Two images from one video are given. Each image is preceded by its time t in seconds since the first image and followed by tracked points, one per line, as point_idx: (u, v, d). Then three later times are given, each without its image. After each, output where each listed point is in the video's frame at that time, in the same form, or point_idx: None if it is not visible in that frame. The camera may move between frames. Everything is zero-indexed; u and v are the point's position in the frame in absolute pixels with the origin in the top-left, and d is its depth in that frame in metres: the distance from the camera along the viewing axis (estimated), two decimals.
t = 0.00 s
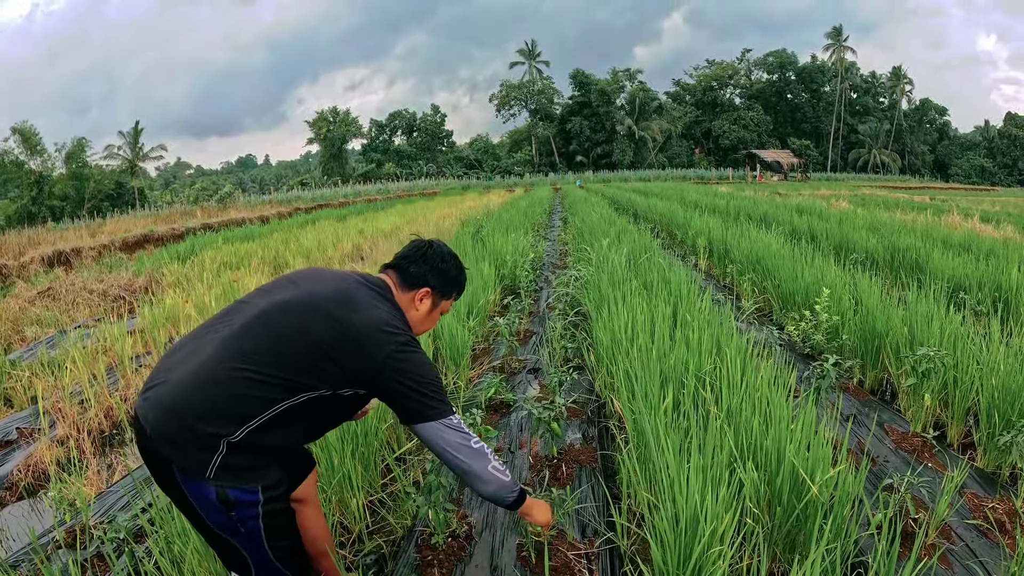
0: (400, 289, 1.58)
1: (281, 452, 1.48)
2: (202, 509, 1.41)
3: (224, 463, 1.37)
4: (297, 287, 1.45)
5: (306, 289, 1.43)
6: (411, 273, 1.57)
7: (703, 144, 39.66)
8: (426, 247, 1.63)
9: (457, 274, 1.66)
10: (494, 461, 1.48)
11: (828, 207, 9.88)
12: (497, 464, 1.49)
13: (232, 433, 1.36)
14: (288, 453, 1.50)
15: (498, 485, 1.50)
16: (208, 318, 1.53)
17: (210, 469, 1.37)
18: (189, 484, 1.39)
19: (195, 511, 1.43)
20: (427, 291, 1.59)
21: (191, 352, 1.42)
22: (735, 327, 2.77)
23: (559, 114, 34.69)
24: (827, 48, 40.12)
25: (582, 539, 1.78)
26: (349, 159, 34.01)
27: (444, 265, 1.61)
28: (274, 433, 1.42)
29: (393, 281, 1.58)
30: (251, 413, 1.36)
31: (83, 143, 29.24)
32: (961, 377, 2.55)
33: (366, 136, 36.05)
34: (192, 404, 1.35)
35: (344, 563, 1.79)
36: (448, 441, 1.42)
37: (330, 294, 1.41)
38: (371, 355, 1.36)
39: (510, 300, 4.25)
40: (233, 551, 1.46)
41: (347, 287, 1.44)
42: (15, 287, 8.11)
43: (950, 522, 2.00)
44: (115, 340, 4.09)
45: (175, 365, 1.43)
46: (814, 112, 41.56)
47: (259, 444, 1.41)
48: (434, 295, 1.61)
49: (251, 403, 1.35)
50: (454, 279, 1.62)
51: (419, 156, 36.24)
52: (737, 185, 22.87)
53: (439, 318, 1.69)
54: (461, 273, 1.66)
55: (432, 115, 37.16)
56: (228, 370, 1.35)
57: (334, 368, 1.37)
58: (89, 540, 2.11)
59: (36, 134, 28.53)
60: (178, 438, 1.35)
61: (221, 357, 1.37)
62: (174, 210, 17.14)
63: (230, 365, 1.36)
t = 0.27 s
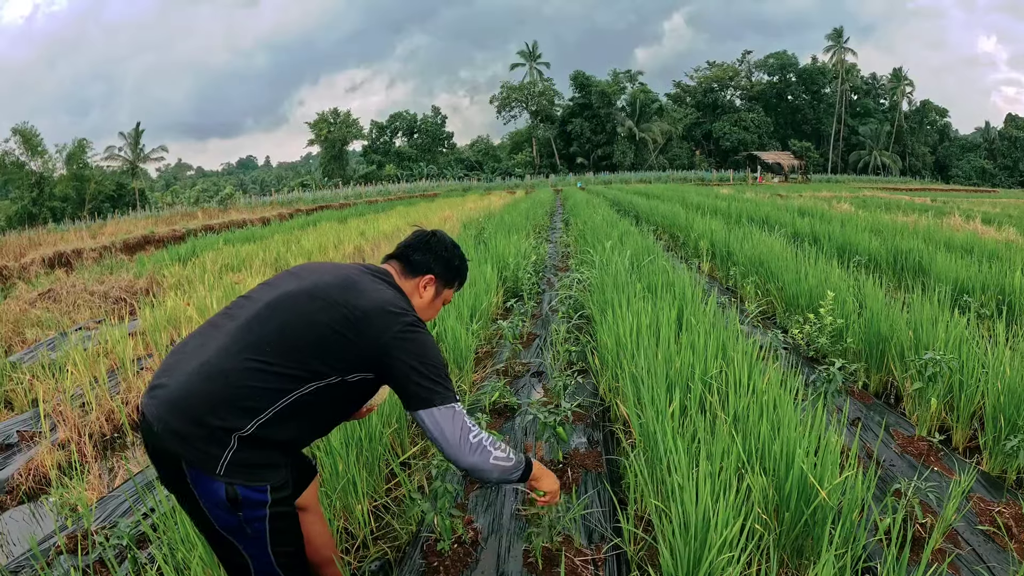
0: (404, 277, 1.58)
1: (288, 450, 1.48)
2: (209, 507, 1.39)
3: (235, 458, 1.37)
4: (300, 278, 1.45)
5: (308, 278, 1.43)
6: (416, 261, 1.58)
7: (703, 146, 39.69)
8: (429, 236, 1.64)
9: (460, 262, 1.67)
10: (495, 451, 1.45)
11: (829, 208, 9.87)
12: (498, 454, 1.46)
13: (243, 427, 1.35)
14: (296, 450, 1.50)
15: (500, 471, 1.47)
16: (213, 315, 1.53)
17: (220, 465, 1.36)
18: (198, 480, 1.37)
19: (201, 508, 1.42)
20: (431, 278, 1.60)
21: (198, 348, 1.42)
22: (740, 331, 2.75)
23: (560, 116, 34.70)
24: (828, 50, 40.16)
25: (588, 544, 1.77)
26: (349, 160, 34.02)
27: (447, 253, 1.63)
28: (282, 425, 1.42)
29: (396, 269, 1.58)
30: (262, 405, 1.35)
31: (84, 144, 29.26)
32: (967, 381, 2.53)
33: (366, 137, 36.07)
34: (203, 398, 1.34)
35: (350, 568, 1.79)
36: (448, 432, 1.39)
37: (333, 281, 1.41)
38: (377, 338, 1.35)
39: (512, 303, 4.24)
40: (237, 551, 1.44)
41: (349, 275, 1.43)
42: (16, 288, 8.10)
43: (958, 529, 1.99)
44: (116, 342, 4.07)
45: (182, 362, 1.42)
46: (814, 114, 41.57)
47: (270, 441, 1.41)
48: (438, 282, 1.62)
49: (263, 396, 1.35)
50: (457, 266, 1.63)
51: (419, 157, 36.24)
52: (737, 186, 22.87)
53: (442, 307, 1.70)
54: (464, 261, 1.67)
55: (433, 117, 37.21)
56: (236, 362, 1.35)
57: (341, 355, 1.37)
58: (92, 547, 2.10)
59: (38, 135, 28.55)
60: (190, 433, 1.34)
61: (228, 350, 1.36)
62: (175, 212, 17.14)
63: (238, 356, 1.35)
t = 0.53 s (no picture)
0: (405, 284, 1.58)
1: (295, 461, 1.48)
2: (217, 519, 1.38)
3: (244, 469, 1.36)
4: (303, 285, 1.45)
5: (313, 286, 1.43)
6: (416, 267, 1.59)
7: (704, 147, 39.71)
8: (429, 243, 1.64)
9: (459, 269, 1.68)
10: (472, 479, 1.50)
11: (831, 211, 9.86)
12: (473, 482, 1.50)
13: (253, 438, 1.35)
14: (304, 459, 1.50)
15: (472, 501, 1.49)
16: (214, 323, 1.51)
17: (231, 476, 1.35)
18: (206, 493, 1.36)
19: (209, 520, 1.41)
20: (431, 284, 1.60)
21: (202, 357, 1.40)
22: (744, 335, 2.74)
23: (560, 118, 34.74)
24: (828, 52, 40.20)
25: (594, 550, 1.76)
26: (350, 162, 34.06)
27: (447, 259, 1.63)
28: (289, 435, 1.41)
29: (396, 276, 1.58)
30: (271, 416, 1.35)
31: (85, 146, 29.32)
32: (972, 384, 2.52)
33: (367, 139, 36.11)
34: (211, 408, 1.33)
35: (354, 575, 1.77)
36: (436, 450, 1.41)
37: (337, 289, 1.41)
38: (385, 347, 1.36)
39: (515, 306, 4.24)
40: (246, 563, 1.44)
41: (353, 282, 1.44)
42: (17, 291, 8.10)
43: (964, 534, 1.98)
44: (117, 346, 4.07)
45: (186, 371, 1.40)
46: (815, 116, 41.59)
47: (280, 451, 1.41)
48: (438, 289, 1.62)
49: (273, 406, 1.35)
50: (457, 273, 1.63)
51: (419, 159, 36.26)
52: (738, 188, 22.88)
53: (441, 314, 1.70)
54: (464, 268, 1.68)
55: (433, 119, 37.26)
56: (243, 371, 1.34)
57: (348, 363, 1.37)
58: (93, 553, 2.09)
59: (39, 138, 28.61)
60: (198, 443, 1.33)
61: (235, 359, 1.35)
62: (176, 214, 17.16)
63: (244, 365, 1.34)
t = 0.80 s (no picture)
0: (409, 299, 1.60)
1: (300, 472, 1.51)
2: (229, 533, 1.40)
3: (256, 484, 1.38)
4: (311, 297, 1.45)
5: (320, 299, 1.43)
6: (420, 283, 1.60)
7: (705, 149, 39.73)
8: (432, 257, 1.65)
9: (460, 283, 1.70)
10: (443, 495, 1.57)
11: (833, 212, 9.85)
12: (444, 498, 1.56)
13: (264, 453, 1.37)
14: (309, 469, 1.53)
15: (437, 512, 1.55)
16: (217, 332, 1.50)
17: (242, 491, 1.37)
18: (218, 509, 1.37)
19: (218, 535, 1.42)
20: (434, 300, 1.62)
21: (209, 370, 1.40)
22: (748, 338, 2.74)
23: (561, 119, 34.76)
24: (828, 53, 40.23)
25: (599, 555, 1.75)
26: (351, 164, 34.09)
27: (450, 275, 1.65)
28: (296, 449, 1.44)
29: (401, 291, 1.59)
30: (280, 432, 1.37)
31: (86, 148, 29.37)
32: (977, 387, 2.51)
33: (368, 141, 36.17)
34: (221, 423, 1.33)
35: None
36: (423, 466, 1.51)
37: (346, 304, 1.42)
38: (393, 365, 1.39)
39: (517, 309, 4.23)
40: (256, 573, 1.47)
41: (361, 297, 1.45)
42: (19, 293, 8.11)
43: (971, 537, 1.97)
44: (119, 349, 4.07)
45: (193, 384, 1.40)
46: (816, 117, 41.58)
47: (287, 463, 1.44)
48: (441, 304, 1.65)
49: (283, 421, 1.36)
50: (459, 289, 1.66)
51: (420, 161, 36.29)
52: (739, 190, 22.87)
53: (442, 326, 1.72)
54: (465, 283, 1.70)
55: (434, 121, 37.31)
56: (253, 387, 1.34)
57: (356, 380, 1.40)
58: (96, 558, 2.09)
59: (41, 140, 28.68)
60: (208, 458, 1.33)
61: (245, 374, 1.35)
62: (177, 216, 17.17)
63: (254, 380, 1.35)
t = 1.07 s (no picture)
0: (399, 295, 1.62)
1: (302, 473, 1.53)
2: (234, 535, 1.41)
3: (262, 485, 1.40)
4: (307, 297, 1.47)
5: (317, 299, 1.44)
6: (411, 278, 1.62)
7: (706, 150, 39.74)
8: (419, 250, 1.66)
9: (448, 273, 1.73)
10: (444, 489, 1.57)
11: (834, 214, 9.85)
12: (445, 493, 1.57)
13: (269, 453, 1.38)
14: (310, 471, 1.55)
15: (439, 507, 1.56)
16: (217, 337, 1.51)
17: (250, 492, 1.38)
18: (225, 511, 1.38)
19: (223, 537, 1.42)
20: (425, 294, 1.65)
21: (211, 374, 1.41)
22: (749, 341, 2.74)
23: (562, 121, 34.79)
24: (830, 54, 40.23)
25: (599, 558, 1.76)
26: (352, 166, 34.15)
27: (438, 267, 1.67)
28: (299, 448, 1.45)
29: (392, 288, 1.61)
30: (284, 431, 1.38)
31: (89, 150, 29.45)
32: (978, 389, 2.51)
33: (369, 143, 36.24)
34: (226, 426, 1.34)
35: None
36: (423, 460, 1.51)
37: (343, 302, 1.44)
38: (391, 360, 1.41)
39: (518, 311, 4.24)
40: None
41: (356, 294, 1.47)
42: (21, 295, 8.12)
43: (971, 540, 1.97)
44: (120, 352, 4.08)
45: (196, 389, 1.41)
46: (817, 118, 41.56)
47: (291, 463, 1.45)
48: (431, 298, 1.68)
49: (287, 421, 1.38)
50: (447, 282, 1.69)
51: (421, 163, 36.33)
52: (740, 191, 22.88)
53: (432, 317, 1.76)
54: (452, 275, 1.73)
55: (435, 123, 37.36)
56: (255, 388, 1.35)
57: (356, 377, 1.41)
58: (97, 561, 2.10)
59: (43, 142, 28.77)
60: (214, 461, 1.34)
61: (247, 375, 1.36)
62: (179, 218, 17.20)
63: (256, 381, 1.36)
